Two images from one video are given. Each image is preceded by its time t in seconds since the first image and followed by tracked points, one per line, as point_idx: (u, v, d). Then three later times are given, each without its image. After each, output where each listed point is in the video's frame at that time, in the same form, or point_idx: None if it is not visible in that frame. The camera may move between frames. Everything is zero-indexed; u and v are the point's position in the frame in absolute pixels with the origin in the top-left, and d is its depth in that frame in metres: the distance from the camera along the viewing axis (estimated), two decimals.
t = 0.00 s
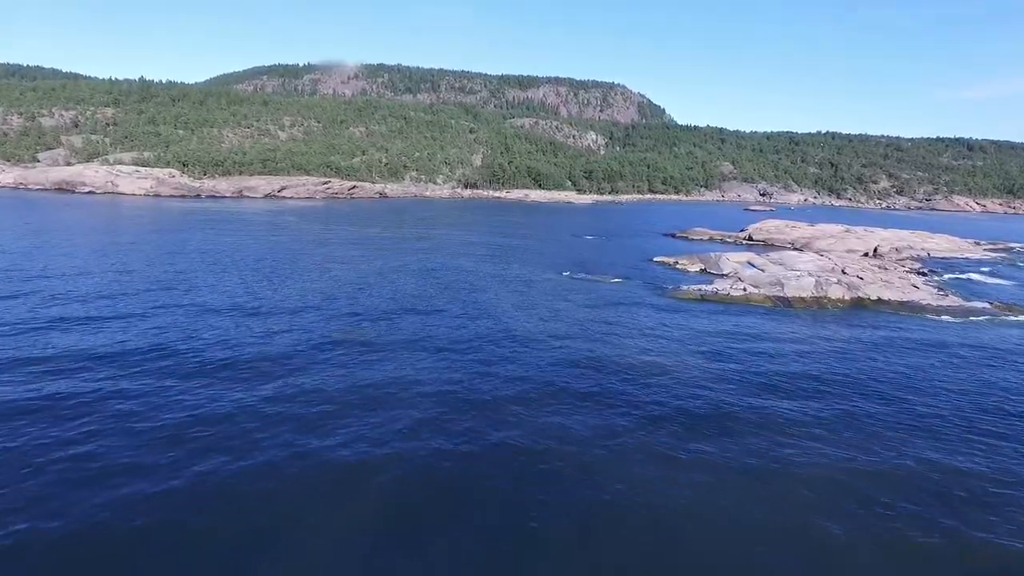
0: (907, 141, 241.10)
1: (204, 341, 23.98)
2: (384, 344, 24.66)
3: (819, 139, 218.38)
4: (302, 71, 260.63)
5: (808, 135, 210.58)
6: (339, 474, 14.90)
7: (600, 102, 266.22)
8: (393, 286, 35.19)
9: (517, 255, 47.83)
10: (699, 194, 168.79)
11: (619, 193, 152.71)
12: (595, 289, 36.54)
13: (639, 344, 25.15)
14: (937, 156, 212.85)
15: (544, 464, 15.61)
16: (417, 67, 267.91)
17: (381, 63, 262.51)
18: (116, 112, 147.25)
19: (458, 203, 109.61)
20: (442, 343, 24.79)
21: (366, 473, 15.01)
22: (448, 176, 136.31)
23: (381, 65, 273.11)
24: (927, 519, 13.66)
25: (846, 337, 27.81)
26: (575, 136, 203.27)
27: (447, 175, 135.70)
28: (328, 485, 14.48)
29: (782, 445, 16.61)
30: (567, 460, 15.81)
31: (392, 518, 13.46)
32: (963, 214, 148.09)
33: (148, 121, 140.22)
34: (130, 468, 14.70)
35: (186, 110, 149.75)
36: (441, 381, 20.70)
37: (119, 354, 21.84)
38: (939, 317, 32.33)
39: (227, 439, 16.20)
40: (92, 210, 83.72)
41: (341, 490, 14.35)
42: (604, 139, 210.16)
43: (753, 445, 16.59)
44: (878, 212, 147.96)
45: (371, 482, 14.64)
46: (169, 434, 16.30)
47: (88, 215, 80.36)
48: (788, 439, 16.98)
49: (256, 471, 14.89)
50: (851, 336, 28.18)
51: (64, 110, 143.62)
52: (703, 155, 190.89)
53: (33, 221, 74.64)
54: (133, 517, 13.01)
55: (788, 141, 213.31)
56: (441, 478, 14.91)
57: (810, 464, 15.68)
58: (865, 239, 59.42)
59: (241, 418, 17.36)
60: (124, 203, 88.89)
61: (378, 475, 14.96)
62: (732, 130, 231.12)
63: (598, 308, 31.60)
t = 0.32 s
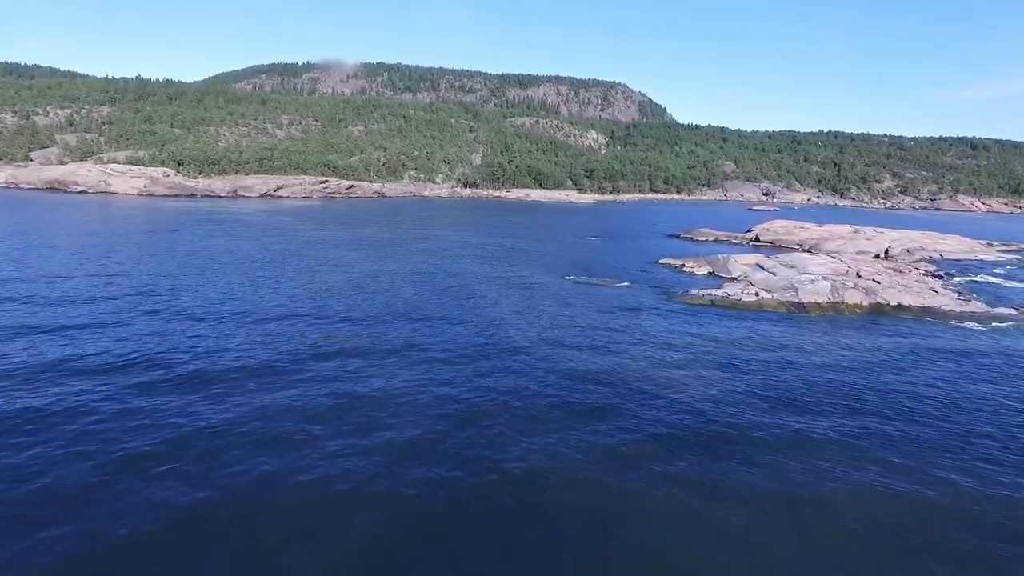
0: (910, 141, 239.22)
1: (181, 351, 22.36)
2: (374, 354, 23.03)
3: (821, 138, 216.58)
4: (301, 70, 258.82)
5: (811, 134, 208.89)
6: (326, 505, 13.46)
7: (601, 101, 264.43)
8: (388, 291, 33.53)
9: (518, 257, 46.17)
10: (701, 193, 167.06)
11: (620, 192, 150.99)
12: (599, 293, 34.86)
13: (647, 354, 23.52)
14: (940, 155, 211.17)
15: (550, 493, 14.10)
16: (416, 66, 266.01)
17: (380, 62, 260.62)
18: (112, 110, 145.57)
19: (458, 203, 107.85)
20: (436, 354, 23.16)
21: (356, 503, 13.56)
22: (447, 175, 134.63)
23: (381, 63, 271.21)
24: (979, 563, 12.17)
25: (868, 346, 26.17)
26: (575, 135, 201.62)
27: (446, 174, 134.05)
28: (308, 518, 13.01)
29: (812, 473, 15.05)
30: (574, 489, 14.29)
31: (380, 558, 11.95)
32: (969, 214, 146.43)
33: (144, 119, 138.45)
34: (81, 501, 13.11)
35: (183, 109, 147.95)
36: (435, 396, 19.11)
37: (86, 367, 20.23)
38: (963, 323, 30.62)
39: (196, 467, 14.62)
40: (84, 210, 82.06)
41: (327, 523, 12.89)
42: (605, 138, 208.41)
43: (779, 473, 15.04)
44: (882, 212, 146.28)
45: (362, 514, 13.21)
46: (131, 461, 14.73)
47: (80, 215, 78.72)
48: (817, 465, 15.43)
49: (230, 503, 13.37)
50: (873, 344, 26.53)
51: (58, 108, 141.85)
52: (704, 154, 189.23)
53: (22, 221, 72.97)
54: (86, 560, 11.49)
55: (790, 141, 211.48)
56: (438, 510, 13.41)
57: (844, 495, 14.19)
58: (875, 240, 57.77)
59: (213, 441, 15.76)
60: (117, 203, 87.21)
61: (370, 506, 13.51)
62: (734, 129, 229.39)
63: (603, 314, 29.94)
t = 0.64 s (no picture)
0: (912, 140, 237.42)
1: (156, 364, 20.72)
2: (362, 367, 21.40)
3: (824, 138, 214.79)
4: (300, 69, 256.78)
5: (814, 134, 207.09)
6: (306, 545, 11.95)
7: (601, 101, 262.62)
8: (381, 296, 31.82)
9: (519, 260, 44.44)
10: (703, 193, 165.12)
11: (621, 191, 149.13)
12: (602, 299, 33.09)
13: (657, 367, 21.88)
14: (944, 155, 209.30)
15: (557, 531, 12.57)
16: (415, 65, 264.11)
17: (380, 61, 258.62)
18: (107, 109, 143.83)
19: (458, 202, 105.98)
20: (430, 367, 21.52)
21: (340, 543, 12.05)
22: (446, 174, 132.83)
23: (380, 62, 269.32)
24: None
25: (894, 357, 24.51)
26: (576, 134, 199.76)
27: (446, 174, 132.30)
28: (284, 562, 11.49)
29: (850, 507, 13.44)
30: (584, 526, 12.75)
31: None
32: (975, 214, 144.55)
33: (140, 118, 136.60)
34: (22, 548, 11.47)
35: (180, 108, 146.16)
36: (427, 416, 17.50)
37: (44, 385, 18.55)
38: (991, 332, 28.89)
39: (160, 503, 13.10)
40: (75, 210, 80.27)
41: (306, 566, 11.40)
42: (605, 138, 206.57)
43: (813, 506, 13.45)
44: (887, 212, 144.39)
45: (345, 556, 11.70)
46: (81, 499, 13.11)
47: (70, 215, 76.92)
48: (854, 496, 13.89)
49: (196, 543, 11.84)
50: (899, 355, 24.87)
51: (53, 107, 140.11)
52: (706, 154, 187.48)
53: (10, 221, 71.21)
54: None
55: (793, 140, 209.57)
56: (431, 552, 11.86)
57: (886, 534, 12.64)
58: (887, 242, 56.02)
59: (178, 473, 14.14)
60: (109, 202, 85.41)
61: (354, 545, 12.00)
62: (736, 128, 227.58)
63: (610, 322, 28.27)
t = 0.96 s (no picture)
0: (916, 140, 235.40)
1: (128, 374, 19.12)
2: (350, 379, 19.76)
3: (827, 138, 212.90)
4: (300, 68, 255.01)
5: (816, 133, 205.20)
6: None
7: (602, 100, 260.83)
8: (372, 301, 30.14)
9: (519, 263, 42.75)
10: (706, 193, 163.25)
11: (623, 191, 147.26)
12: (608, 305, 31.40)
13: (670, 379, 20.22)
14: (948, 155, 207.37)
15: None
16: (415, 64, 262.22)
17: (379, 60, 256.74)
18: (102, 108, 142.04)
19: (457, 202, 104.22)
20: (422, 380, 19.86)
21: None
22: (445, 174, 131.06)
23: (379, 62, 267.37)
24: None
25: (923, 367, 22.82)
26: (577, 134, 197.91)
27: (445, 174, 130.57)
28: None
29: (895, 550, 11.94)
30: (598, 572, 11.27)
31: None
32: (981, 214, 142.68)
33: (136, 117, 134.81)
34: None
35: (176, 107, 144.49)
36: (420, 438, 15.91)
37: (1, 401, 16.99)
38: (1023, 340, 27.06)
39: (113, 552, 11.51)
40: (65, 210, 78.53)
41: None
42: (606, 138, 204.73)
43: (855, 549, 11.94)
44: (892, 213, 142.56)
45: None
46: (23, 548, 11.50)
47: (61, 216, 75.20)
48: (898, 536, 12.38)
49: None
50: (928, 365, 23.17)
51: (47, 106, 138.49)
52: (708, 153, 185.68)
53: None
54: None
55: (795, 139, 207.59)
56: None
57: None
58: (899, 243, 54.26)
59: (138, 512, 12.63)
60: (100, 203, 83.67)
61: None
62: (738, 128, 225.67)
63: (616, 330, 26.60)
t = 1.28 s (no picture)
0: (918, 140, 233.66)
1: (97, 390, 17.56)
2: (337, 394, 18.17)
3: (830, 138, 211.23)
4: (298, 67, 253.32)
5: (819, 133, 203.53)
6: None
7: (603, 99, 259.09)
8: (365, 307, 28.46)
9: (520, 267, 41.08)
10: (708, 193, 161.53)
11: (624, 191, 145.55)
12: (614, 312, 29.75)
13: (688, 394, 18.63)
14: (952, 155, 205.71)
15: None
16: (415, 64, 260.44)
17: (378, 60, 254.94)
18: (97, 106, 140.24)
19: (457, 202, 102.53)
20: (416, 396, 18.23)
21: None
22: (444, 174, 129.44)
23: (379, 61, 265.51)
24: None
25: (957, 380, 21.22)
26: (577, 134, 196.21)
27: (444, 174, 128.96)
28: None
29: None
30: None
31: None
32: (987, 215, 141.01)
33: (131, 116, 133.11)
34: None
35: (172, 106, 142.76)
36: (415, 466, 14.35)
37: None
38: None
39: None
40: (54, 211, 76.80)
41: None
42: (607, 137, 203.02)
43: None
44: (897, 213, 140.84)
45: None
46: None
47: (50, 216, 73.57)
48: None
49: None
50: (963, 378, 21.57)
51: (41, 105, 136.78)
52: (710, 153, 184.03)
53: None
54: None
55: (797, 139, 205.71)
56: None
57: None
58: (911, 245, 52.57)
59: (97, 556, 11.16)
60: (92, 203, 81.96)
61: None
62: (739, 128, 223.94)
63: (625, 339, 24.98)
